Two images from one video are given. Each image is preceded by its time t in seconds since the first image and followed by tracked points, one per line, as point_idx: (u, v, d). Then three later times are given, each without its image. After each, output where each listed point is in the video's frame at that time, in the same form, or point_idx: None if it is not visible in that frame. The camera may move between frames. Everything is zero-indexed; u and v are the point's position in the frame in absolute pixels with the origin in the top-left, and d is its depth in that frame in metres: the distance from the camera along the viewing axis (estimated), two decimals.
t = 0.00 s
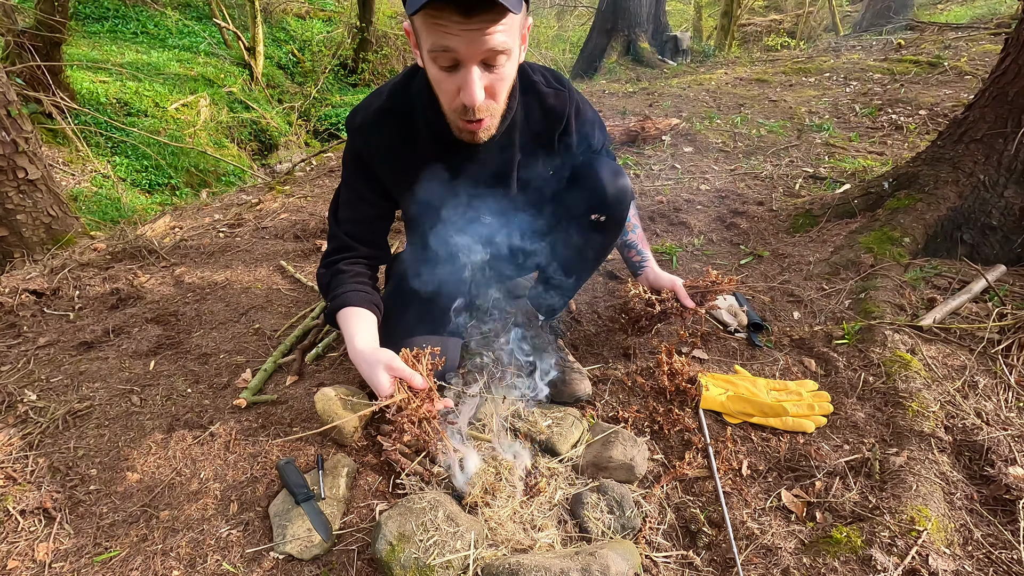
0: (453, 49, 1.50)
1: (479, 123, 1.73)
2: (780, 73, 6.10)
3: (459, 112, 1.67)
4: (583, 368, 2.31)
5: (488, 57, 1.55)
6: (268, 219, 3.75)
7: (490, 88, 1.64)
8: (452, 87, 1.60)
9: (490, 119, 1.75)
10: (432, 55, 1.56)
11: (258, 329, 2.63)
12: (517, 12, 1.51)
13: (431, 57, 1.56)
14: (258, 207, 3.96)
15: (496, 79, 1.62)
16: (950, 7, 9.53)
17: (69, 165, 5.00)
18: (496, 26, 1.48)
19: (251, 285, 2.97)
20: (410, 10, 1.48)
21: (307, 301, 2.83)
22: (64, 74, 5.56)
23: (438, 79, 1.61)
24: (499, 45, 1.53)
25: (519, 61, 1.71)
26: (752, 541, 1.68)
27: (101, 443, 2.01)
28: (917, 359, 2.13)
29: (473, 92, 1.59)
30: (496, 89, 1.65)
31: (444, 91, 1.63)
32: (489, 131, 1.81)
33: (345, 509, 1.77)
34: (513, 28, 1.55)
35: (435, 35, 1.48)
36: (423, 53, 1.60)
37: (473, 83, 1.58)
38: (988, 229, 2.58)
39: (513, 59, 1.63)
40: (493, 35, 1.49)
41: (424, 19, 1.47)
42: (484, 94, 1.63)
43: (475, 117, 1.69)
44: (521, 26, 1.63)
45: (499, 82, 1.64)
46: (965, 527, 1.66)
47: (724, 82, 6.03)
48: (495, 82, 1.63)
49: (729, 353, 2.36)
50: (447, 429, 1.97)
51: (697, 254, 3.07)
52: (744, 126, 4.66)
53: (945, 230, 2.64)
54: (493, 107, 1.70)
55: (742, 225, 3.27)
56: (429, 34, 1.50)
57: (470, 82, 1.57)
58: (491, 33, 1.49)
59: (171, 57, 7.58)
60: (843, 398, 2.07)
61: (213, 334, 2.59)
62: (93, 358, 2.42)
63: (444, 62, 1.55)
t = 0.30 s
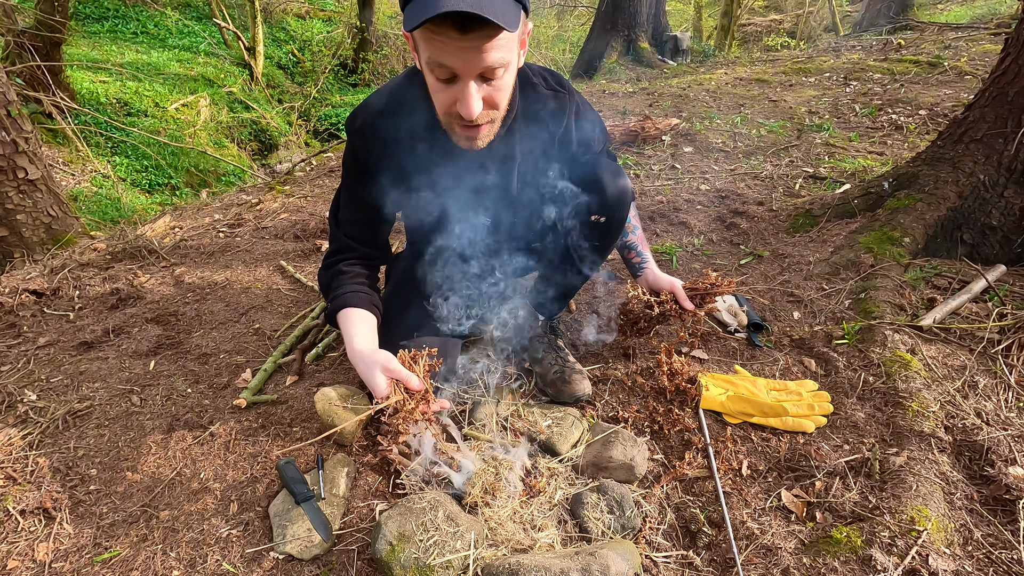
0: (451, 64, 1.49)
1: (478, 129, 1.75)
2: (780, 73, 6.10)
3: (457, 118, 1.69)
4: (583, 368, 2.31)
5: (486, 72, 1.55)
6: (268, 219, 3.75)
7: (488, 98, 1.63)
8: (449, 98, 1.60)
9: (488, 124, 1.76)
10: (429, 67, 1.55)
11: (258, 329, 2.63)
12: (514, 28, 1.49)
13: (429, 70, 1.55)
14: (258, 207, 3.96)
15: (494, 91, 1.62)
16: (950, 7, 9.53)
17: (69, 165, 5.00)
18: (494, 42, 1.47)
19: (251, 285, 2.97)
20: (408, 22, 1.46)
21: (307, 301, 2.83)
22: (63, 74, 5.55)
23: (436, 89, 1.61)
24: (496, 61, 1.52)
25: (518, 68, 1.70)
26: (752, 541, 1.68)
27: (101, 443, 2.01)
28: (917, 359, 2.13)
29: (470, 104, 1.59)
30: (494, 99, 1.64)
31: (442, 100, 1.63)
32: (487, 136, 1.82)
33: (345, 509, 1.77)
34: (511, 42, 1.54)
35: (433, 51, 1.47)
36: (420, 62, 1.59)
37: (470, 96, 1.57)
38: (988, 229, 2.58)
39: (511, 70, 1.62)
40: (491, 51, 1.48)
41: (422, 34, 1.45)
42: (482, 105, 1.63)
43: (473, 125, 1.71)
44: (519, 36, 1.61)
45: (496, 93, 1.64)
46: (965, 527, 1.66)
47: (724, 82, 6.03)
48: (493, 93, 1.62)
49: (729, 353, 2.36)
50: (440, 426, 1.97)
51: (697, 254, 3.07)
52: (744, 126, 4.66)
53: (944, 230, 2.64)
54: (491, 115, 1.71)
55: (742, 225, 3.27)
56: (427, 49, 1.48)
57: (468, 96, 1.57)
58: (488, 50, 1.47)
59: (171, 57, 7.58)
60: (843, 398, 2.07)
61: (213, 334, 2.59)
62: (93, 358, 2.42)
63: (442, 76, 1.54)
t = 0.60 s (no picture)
0: (457, 65, 1.49)
1: (482, 128, 1.75)
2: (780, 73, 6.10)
3: (461, 117, 1.69)
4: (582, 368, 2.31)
5: (492, 73, 1.55)
6: (268, 219, 3.75)
7: (493, 98, 1.63)
8: (455, 97, 1.60)
9: (493, 123, 1.76)
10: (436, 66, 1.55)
11: (258, 329, 2.63)
12: (521, 29, 1.49)
13: (435, 70, 1.54)
14: (258, 207, 3.96)
15: (499, 91, 1.62)
16: (950, 7, 9.54)
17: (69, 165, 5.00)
18: (501, 44, 1.47)
19: (251, 285, 2.97)
20: (415, 21, 1.46)
21: (307, 301, 2.83)
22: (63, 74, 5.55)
23: (441, 88, 1.61)
24: (502, 62, 1.51)
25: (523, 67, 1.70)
26: (752, 541, 1.68)
27: (101, 443, 2.01)
28: (917, 359, 2.13)
29: (476, 104, 1.59)
30: (499, 99, 1.65)
31: (446, 100, 1.63)
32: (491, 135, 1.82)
33: (345, 509, 1.77)
34: (517, 43, 1.53)
35: (440, 52, 1.46)
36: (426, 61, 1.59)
37: (476, 97, 1.57)
38: (988, 229, 2.57)
39: (517, 71, 1.62)
40: (498, 52, 1.48)
41: (429, 35, 1.45)
42: (487, 105, 1.63)
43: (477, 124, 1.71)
44: (525, 35, 1.61)
45: (501, 93, 1.64)
46: (965, 527, 1.66)
47: (724, 82, 6.03)
48: (498, 93, 1.63)
49: (729, 354, 2.36)
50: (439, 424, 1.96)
51: (697, 254, 3.07)
52: (744, 126, 4.66)
53: (944, 230, 2.64)
54: (495, 115, 1.71)
55: (742, 225, 3.27)
56: (433, 49, 1.48)
57: (473, 96, 1.57)
58: (495, 52, 1.47)
59: (172, 57, 7.58)
60: (843, 398, 2.07)
61: (213, 334, 2.59)
62: (93, 358, 2.42)
63: (448, 76, 1.54)
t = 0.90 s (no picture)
0: (473, 60, 1.49)
1: (494, 125, 1.75)
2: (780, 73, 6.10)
3: (474, 113, 1.69)
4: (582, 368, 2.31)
5: (508, 70, 1.54)
6: (268, 219, 3.75)
7: (507, 95, 1.63)
8: (468, 93, 1.60)
9: (505, 120, 1.76)
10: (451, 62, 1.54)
11: (258, 329, 2.63)
12: (538, 26, 1.49)
13: (451, 65, 1.54)
14: (258, 207, 3.96)
15: (513, 88, 1.62)
16: (950, 6, 9.54)
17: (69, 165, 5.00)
18: (519, 41, 1.47)
19: (251, 285, 2.97)
20: (433, 15, 1.44)
21: (307, 301, 2.83)
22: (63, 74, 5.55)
23: (455, 84, 1.60)
24: (519, 58, 1.51)
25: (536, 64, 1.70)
26: (752, 541, 1.68)
27: (101, 443, 2.01)
28: (917, 359, 2.13)
29: (490, 100, 1.59)
30: (512, 96, 1.65)
31: (460, 96, 1.63)
32: (502, 132, 1.82)
33: (345, 510, 1.76)
34: (534, 39, 1.53)
35: (457, 47, 1.46)
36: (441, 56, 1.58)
37: (490, 93, 1.57)
38: (988, 229, 2.57)
39: (532, 67, 1.62)
40: (515, 49, 1.48)
41: (447, 29, 1.44)
42: (500, 102, 1.63)
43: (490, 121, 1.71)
44: (541, 33, 1.61)
45: (515, 90, 1.64)
46: (965, 527, 1.66)
47: (725, 82, 6.03)
48: (511, 90, 1.63)
49: (729, 354, 2.36)
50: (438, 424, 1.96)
51: (697, 254, 3.07)
52: (744, 126, 4.66)
53: (944, 230, 2.64)
54: (508, 111, 1.71)
55: (742, 225, 3.27)
56: (450, 44, 1.47)
57: (488, 92, 1.57)
58: (512, 48, 1.47)
59: (172, 57, 7.58)
60: (843, 398, 2.07)
61: (213, 334, 2.58)
62: (93, 358, 2.42)
63: (463, 71, 1.54)
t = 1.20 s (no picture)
0: (496, 60, 1.48)
1: (512, 126, 1.74)
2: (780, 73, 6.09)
3: (492, 114, 1.68)
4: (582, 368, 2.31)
5: (530, 72, 1.54)
6: (268, 219, 3.75)
7: (526, 96, 1.63)
8: (488, 91, 1.59)
9: (523, 122, 1.75)
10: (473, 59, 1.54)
11: (258, 329, 2.63)
12: (564, 29, 1.48)
13: (473, 63, 1.54)
14: (258, 207, 3.96)
15: (533, 90, 1.61)
16: (950, 6, 9.54)
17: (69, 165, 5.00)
18: (543, 46, 1.46)
19: (251, 285, 2.97)
20: (462, 11, 1.44)
21: (307, 301, 2.83)
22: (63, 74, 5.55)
23: (476, 83, 1.60)
24: (542, 61, 1.51)
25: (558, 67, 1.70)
26: (752, 541, 1.68)
27: (101, 443, 2.01)
28: (917, 359, 2.13)
29: (509, 101, 1.58)
30: (531, 97, 1.65)
31: (480, 95, 1.63)
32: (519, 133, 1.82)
33: (345, 509, 1.76)
34: (558, 42, 1.52)
35: (480, 46, 1.46)
36: (464, 53, 1.57)
37: (511, 94, 1.57)
38: (988, 229, 2.57)
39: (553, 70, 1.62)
40: (540, 53, 1.48)
41: (472, 28, 1.44)
42: (520, 104, 1.63)
43: (507, 121, 1.71)
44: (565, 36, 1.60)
45: (535, 92, 1.63)
46: (965, 527, 1.66)
47: (724, 82, 6.04)
48: (532, 92, 1.62)
49: (729, 354, 2.36)
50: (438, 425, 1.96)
51: (697, 254, 3.07)
52: (744, 126, 4.66)
53: (944, 230, 2.64)
54: (526, 113, 1.71)
55: (742, 225, 3.27)
56: (474, 43, 1.47)
57: (508, 93, 1.57)
58: (536, 50, 1.46)
59: (172, 57, 7.58)
60: (843, 398, 2.07)
61: (213, 334, 2.58)
62: (93, 358, 2.42)
63: (485, 70, 1.54)
